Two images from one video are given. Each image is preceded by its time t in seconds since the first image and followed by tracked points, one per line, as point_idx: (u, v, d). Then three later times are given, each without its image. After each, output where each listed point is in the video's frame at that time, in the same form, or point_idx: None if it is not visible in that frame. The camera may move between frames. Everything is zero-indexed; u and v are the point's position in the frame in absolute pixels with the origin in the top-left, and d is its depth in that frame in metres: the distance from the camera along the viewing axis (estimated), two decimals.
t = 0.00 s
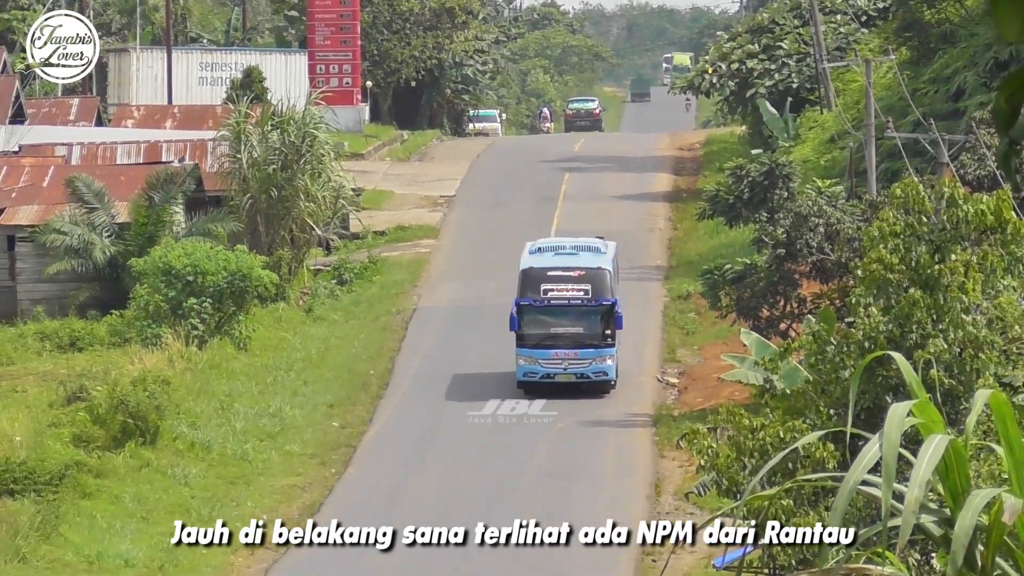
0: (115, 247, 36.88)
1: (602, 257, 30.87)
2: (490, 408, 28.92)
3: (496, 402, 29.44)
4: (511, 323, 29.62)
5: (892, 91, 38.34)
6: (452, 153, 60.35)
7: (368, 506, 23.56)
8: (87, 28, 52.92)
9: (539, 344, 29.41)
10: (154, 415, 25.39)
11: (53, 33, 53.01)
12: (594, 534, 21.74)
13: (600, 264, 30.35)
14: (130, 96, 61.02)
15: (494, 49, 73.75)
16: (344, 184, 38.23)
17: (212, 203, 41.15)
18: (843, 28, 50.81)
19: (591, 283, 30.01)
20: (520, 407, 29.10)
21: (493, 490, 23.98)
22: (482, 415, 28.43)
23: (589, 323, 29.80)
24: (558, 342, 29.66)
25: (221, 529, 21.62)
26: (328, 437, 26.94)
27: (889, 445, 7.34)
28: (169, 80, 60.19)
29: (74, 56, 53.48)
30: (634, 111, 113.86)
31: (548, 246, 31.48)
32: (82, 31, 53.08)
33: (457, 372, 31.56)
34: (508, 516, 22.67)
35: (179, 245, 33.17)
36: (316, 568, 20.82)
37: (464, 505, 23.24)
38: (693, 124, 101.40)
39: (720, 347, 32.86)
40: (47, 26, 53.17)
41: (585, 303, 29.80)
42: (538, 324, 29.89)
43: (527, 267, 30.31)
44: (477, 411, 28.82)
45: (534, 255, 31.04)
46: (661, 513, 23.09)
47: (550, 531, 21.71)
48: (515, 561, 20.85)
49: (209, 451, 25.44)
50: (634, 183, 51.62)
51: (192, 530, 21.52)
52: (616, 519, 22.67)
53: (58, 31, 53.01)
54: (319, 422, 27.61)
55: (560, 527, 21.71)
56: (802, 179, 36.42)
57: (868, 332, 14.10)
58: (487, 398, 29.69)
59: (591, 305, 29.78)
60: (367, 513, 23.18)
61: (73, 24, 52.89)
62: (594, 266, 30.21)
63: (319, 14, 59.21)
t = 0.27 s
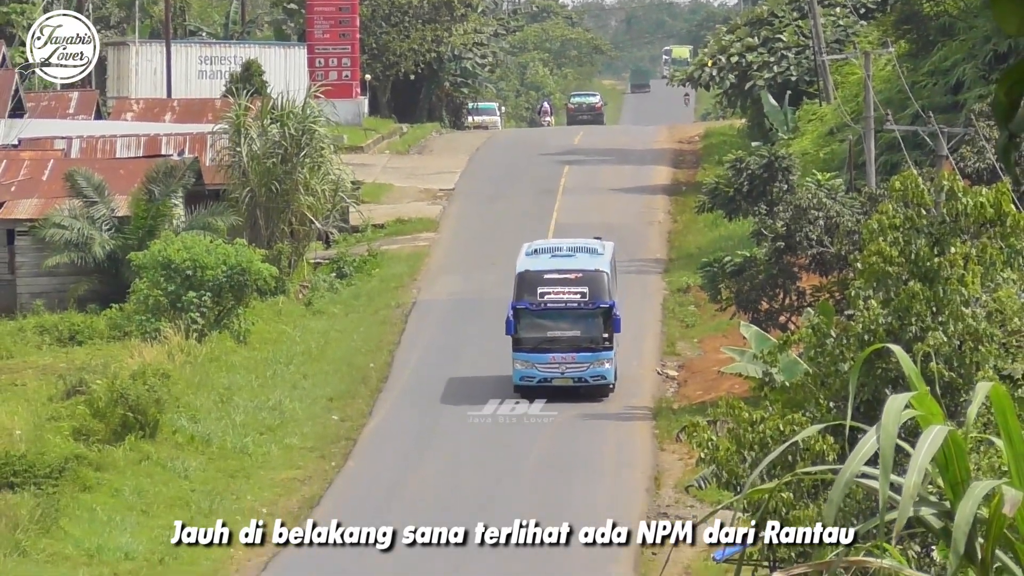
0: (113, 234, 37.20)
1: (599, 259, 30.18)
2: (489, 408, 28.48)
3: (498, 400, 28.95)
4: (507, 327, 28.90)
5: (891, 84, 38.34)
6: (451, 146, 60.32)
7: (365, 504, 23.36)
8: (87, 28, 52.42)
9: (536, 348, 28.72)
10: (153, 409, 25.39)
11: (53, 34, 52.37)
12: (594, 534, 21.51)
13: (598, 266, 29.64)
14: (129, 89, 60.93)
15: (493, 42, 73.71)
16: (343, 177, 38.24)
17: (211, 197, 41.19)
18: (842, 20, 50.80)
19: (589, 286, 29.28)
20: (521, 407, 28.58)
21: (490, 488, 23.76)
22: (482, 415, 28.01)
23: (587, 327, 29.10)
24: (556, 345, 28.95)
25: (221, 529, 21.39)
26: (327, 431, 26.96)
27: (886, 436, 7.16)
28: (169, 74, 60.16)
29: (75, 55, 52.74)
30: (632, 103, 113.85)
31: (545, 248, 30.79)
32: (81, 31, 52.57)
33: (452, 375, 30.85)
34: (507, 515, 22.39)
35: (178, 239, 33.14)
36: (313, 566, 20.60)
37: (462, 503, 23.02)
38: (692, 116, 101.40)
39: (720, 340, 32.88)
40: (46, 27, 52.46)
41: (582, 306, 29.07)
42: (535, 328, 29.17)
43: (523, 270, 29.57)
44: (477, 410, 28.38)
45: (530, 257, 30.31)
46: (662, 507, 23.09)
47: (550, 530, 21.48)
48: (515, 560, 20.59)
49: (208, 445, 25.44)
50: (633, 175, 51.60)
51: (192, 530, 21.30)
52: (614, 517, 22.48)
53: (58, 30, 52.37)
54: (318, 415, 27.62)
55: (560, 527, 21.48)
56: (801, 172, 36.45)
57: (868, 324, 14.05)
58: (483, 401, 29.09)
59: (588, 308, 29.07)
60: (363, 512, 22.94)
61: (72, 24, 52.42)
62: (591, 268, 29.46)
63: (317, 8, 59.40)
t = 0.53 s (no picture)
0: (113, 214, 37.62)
1: (600, 253, 29.53)
2: (489, 408, 27.69)
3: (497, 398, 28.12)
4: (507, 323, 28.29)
5: (894, 69, 38.29)
6: (453, 132, 60.27)
7: (361, 496, 23.12)
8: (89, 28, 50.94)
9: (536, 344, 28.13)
10: (156, 395, 25.41)
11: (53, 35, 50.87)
12: (593, 533, 21.02)
13: (598, 259, 28.98)
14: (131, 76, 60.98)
15: (496, 27, 73.61)
16: (345, 163, 38.20)
17: (213, 182, 41.25)
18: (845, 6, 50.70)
19: (590, 280, 28.62)
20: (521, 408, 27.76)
21: (488, 480, 23.52)
22: (482, 415, 27.20)
23: (588, 321, 28.47)
24: (556, 340, 28.37)
25: (220, 529, 20.88)
26: (330, 417, 27.01)
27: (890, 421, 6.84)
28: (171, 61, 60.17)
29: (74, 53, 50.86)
30: (635, 89, 113.60)
31: (545, 242, 30.18)
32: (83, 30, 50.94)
33: (449, 371, 30.18)
34: (504, 510, 22.03)
35: (180, 225, 33.11)
36: (313, 559, 20.49)
37: (460, 496, 22.76)
38: (695, 101, 101.18)
39: (723, 327, 32.91)
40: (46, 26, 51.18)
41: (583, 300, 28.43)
42: (534, 322, 28.57)
43: (522, 264, 28.95)
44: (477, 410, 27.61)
45: (529, 252, 29.68)
46: (665, 493, 23.23)
47: (550, 530, 20.96)
48: (515, 561, 20.11)
49: (211, 430, 25.48)
50: (636, 161, 51.56)
51: (192, 530, 20.88)
52: (612, 509, 22.25)
53: (58, 31, 50.85)
54: (321, 401, 27.66)
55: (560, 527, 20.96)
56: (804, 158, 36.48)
57: (870, 310, 14.12)
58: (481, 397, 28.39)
59: (589, 302, 28.42)
60: (359, 505, 22.68)
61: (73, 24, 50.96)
62: (592, 261, 28.79)
63: None
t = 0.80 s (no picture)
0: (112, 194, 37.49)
1: (597, 241, 29.08)
2: (489, 408, 26.65)
3: (496, 399, 27.19)
4: (503, 311, 27.85)
5: (894, 49, 38.21)
6: (452, 113, 60.19)
7: (356, 484, 22.91)
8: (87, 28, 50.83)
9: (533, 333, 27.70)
10: (155, 375, 25.43)
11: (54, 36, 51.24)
12: (594, 533, 20.38)
13: (595, 247, 28.53)
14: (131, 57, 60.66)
15: (495, 8, 73.44)
16: (343, 143, 38.13)
17: (213, 163, 41.34)
18: None
19: (587, 268, 28.16)
20: (521, 405, 26.81)
21: (485, 469, 23.35)
22: (482, 415, 26.19)
23: (585, 310, 28.04)
24: (553, 330, 27.98)
25: (221, 528, 20.33)
26: (329, 398, 27.05)
27: (890, 399, 6.66)
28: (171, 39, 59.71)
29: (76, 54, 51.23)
30: (634, 70, 113.38)
31: (540, 230, 29.72)
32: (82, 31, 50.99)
33: (445, 362, 29.55)
34: (502, 509, 21.42)
35: (178, 206, 33.07)
36: (313, 544, 20.46)
37: (457, 486, 22.56)
38: (694, 83, 101.02)
39: (722, 308, 32.96)
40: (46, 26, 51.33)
41: (580, 289, 27.97)
42: (531, 312, 28.14)
43: (519, 252, 28.43)
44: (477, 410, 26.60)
45: (526, 240, 29.17)
46: (664, 474, 23.44)
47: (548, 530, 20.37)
48: (511, 562, 19.50)
49: (210, 412, 25.52)
50: (634, 142, 51.50)
51: (191, 529, 20.30)
52: (612, 508, 21.66)
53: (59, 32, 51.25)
54: (319, 382, 27.71)
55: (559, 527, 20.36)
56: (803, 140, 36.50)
57: (869, 291, 14.20)
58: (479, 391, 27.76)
59: (586, 291, 27.97)
60: (354, 494, 22.45)
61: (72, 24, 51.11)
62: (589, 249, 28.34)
63: None
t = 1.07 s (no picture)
0: (111, 180, 37.61)
1: (596, 236, 28.64)
2: (489, 408, 25.99)
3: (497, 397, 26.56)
4: (501, 306, 27.39)
5: (894, 36, 38.17)
6: (452, 100, 60.13)
7: (353, 475, 22.80)
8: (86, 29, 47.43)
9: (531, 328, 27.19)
10: (154, 362, 25.44)
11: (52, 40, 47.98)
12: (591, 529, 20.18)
13: (594, 242, 28.10)
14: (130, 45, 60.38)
15: None
16: (343, 131, 38.08)
17: (212, 150, 41.43)
18: None
19: (585, 263, 27.74)
20: (520, 406, 26.12)
21: (483, 460, 23.26)
22: (482, 415, 25.57)
23: (584, 306, 27.62)
24: (551, 326, 27.50)
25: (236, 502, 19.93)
26: (329, 385, 27.08)
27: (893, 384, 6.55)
28: (170, 30, 59.97)
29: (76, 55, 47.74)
30: (633, 56, 113.23)
31: (539, 224, 29.30)
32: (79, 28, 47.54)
33: (439, 362, 28.74)
34: (497, 506, 21.19)
35: (177, 193, 33.03)
36: (310, 533, 20.44)
37: (454, 478, 22.44)
38: (694, 68, 100.87)
39: (721, 295, 32.97)
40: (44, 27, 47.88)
41: (578, 284, 27.54)
42: (529, 307, 27.71)
43: (516, 246, 28.00)
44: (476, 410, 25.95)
45: (523, 235, 28.74)
46: (664, 462, 23.49)
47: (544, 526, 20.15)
48: (507, 556, 19.29)
49: (210, 399, 25.54)
50: (634, 129, 51.46)
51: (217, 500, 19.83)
52: (608, 503, 21.43)
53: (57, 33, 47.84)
54: (319, 369, 27.73)
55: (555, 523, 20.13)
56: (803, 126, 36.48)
57: (869, 278, 14.16)
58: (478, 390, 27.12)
59: (585, 286, 27.55)
60: (351, 485, 22.34)
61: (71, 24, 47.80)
62: (587, 244, 27.92)
63: None
